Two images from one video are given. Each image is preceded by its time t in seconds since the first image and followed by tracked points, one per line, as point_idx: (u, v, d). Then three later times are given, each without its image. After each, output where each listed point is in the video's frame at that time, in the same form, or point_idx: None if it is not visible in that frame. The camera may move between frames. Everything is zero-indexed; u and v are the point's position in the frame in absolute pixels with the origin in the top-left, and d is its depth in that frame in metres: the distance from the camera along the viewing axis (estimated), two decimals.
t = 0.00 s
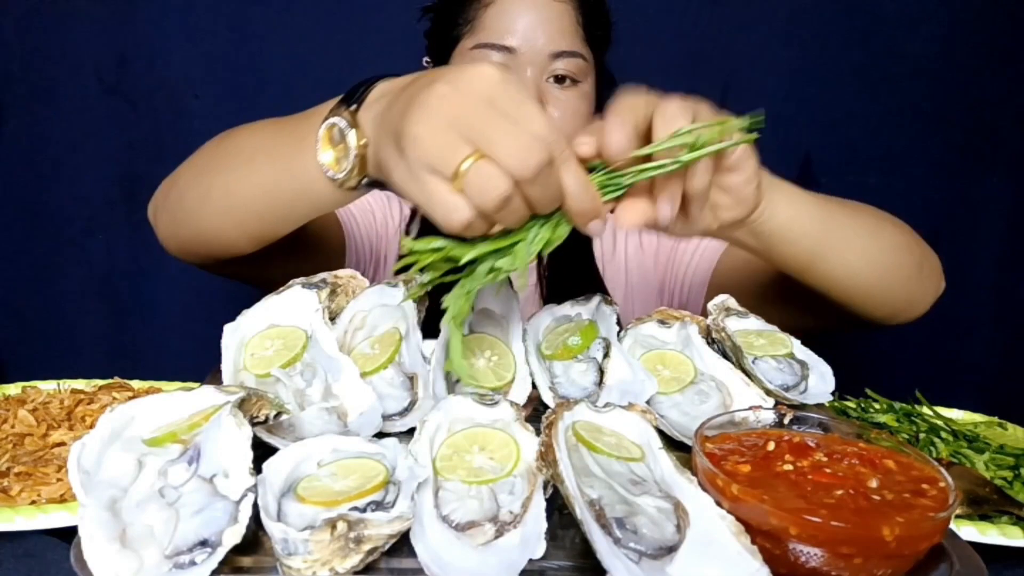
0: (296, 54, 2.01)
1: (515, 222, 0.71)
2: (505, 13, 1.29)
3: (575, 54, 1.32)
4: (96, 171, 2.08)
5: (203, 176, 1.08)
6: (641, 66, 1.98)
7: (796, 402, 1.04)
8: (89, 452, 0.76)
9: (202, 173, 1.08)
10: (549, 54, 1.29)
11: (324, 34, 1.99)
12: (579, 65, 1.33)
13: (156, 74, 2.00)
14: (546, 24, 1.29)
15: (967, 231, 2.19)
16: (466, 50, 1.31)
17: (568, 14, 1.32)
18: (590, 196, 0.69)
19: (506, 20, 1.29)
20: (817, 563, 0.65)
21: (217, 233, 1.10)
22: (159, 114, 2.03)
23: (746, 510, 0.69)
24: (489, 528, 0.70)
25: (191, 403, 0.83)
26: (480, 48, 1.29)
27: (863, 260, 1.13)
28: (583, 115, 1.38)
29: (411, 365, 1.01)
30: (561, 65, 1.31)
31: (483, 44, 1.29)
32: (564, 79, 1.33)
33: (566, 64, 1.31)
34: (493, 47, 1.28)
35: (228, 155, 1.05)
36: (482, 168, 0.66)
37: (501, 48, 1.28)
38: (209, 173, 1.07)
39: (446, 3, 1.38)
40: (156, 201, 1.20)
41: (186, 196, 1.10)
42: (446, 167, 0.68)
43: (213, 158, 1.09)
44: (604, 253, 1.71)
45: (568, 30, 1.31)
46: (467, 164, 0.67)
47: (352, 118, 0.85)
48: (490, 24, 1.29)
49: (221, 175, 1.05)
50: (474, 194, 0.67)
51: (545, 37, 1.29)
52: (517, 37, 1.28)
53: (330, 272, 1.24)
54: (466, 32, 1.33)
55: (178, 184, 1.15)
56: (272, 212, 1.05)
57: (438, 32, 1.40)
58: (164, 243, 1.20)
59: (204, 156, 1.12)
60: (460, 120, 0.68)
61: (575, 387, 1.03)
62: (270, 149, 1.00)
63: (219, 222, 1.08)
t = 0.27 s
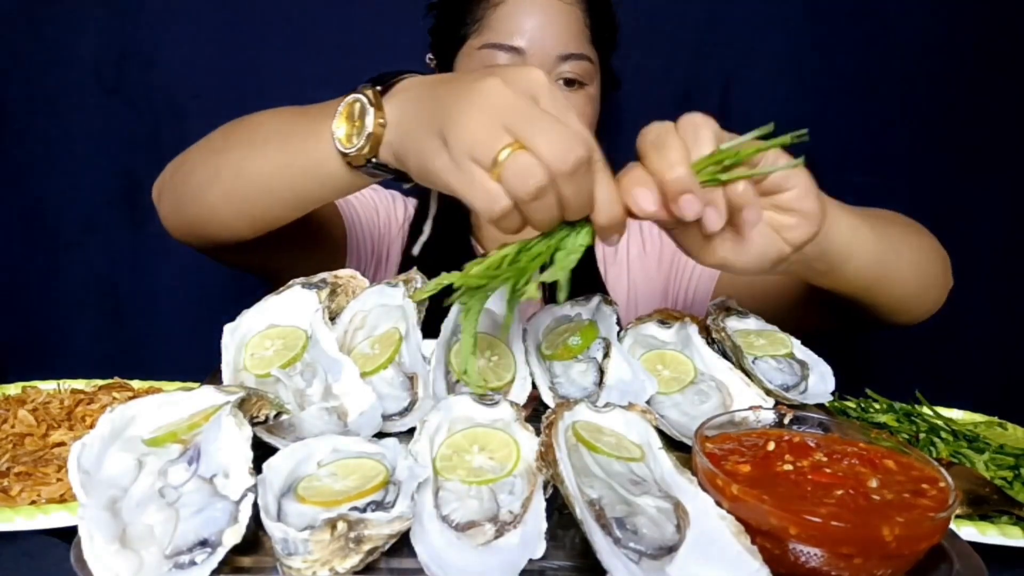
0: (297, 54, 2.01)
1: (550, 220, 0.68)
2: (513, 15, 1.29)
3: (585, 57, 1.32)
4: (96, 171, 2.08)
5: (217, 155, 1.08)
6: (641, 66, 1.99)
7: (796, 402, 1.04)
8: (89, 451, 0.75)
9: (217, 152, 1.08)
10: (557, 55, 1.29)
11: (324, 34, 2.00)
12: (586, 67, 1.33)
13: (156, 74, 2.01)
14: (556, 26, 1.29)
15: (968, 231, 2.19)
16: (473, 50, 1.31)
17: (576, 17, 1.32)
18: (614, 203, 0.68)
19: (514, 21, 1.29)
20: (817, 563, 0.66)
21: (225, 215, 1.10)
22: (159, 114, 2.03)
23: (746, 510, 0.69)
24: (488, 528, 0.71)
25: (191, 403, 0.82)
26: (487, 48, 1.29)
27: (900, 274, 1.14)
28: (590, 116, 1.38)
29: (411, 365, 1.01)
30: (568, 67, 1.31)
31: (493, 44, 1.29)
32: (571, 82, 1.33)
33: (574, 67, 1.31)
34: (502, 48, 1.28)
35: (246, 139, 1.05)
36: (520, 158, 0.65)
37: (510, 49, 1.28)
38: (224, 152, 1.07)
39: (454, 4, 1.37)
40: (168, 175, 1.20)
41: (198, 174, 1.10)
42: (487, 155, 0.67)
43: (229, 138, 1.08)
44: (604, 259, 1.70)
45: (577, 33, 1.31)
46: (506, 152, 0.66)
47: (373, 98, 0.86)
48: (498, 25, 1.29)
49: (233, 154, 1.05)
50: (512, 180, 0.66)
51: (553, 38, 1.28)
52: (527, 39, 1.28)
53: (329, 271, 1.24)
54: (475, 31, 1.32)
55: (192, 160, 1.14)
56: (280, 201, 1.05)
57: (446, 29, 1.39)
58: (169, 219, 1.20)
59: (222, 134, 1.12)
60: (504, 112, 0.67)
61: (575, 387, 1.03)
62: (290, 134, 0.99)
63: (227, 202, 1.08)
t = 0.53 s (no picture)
0: (297, 54, 2.01)
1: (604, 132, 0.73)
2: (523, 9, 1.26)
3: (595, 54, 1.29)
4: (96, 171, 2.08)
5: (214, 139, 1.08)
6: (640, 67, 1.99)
7: (796, 402, 1.04)
8: (89, 452, 0.75)
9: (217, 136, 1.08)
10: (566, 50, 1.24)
11: (323, 34, 2.00)
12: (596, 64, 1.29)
13: (156, 74, 2.01)
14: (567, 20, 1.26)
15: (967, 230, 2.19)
16: (483, 42, 1.27)
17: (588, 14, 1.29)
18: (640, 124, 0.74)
19: (524, 16, 1.25)
20: (817, 563, 0.66)
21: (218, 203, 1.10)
22: (159, 114, 2.04)
23: (746, 510, 0.69)
24: (488, 528, 0.71)
25: (191, 403, 0.82)
26: (497, 41, 1.24)
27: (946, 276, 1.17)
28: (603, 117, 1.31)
29: (411, 365, 1.02)
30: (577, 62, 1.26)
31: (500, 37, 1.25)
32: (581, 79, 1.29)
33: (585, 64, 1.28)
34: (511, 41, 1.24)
35: (248, 125, 1.06)
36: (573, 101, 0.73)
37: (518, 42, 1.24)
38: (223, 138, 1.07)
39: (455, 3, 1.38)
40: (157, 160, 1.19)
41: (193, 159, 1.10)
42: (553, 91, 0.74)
43: (231, 123, 1.08)
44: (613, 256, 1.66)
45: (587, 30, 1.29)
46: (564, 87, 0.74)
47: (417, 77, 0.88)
48: (507, 19, 1.26)
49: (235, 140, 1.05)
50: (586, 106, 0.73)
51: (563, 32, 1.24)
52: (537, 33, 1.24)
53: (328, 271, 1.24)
54: (482, 25, 1.29)
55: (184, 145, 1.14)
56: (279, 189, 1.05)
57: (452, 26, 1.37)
58: (155, 208, 1.19)
59: (220, 120, 1.12)
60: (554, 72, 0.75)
61: (575, 387, 1.02)
62: (298, 122, 1.01)
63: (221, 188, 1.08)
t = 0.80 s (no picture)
0: (296, 53, 2.01)
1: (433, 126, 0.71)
2: None
3: (594, 39, 1.28)
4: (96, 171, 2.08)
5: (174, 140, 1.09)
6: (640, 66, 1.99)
7: (796, 402, 1.04)
8: (89, 451, 0.75)
9: (179, 135, 1.09)
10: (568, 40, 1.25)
11: (324, 34, 2.00)
12: (597, 53, 1.29)
13: (156, 74, 2.01)
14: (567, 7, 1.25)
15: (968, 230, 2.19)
16: (481, 32, 1.28)
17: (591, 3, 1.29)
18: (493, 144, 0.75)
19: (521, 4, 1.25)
20: (816, 563, 0.66)
21: (176, 200, 1.10)
22: (158, 114, 2.04)
23: (746, 510, 0.69)
24: (488, 528, 0.71)
25: (191, 403, 0.82)
26: (495, 30, 1.26)
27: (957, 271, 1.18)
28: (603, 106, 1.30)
29: (411, 365, 1.02)
30: (579, 52, 1.27)
31: (502, 25, 1.25)
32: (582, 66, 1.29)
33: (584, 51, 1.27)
34: (513, 29, 1.25)
35: (215, 126, 1.07)
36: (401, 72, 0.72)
37: (521, 31, 1.24)
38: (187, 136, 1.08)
39: None
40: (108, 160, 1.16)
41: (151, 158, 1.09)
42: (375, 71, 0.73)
43: (188, 126, 1.09)
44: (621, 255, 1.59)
45: (587, 16, 1.27)
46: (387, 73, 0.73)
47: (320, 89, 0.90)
48: (505, 8, 1.26)
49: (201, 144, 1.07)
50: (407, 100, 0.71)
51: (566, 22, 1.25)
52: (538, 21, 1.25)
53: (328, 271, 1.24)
54: (483, 13, 1.29)
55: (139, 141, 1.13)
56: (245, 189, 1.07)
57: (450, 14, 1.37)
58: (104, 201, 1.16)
59: (173, 123, 1.12)
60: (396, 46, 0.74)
61: (575, 387, 1.02)
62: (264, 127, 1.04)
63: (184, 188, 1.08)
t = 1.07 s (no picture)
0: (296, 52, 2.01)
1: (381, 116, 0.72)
2: None
3: (592, 38, 1.27)
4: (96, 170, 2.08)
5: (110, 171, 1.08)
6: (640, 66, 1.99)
7: (796, 402, 1.04)
8: (89, 452, 0.75)
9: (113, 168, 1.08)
10: (565, 38, 1.24)
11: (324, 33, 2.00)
12: (594, 51, 1.28)
13: (156, 74, 2.01)
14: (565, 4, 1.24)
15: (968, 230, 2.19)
16: (478, 34, 1.28)
17: None
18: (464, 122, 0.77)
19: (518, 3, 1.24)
20: (817, 563, 0.65)
21: (123, 234, 1.09)
22: (158, 114, 2.03)
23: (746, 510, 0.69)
24: (488, 528, 0.71)
25: (191, 403, 0.82)
26: (491, 32, 1.25)
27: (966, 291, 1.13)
28: (601, 108, 1.30)
29: (411, 365, 1.02)
30: (576, 51, 1.26)
31: (499, 25, 1.25)
32: (580, 66, 1.28)
33: (582, 51, 1.26)
34: (509, 29, 1.24)
35: (141, 156, 1.06)
36: (342, 68, 0.73)
37: (516, 31, 1.24)
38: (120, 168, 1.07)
39: None
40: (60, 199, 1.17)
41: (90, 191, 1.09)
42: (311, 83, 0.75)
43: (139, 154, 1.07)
44: (626, 257, 1.57)
45: (586, 15, 1.26)
46: (325, 76, 0.74)
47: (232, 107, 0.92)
48: (502, 8, 1.25)
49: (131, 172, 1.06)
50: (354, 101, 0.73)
51: (563, 20, 1.24)
52: (535, 20, 1.23)
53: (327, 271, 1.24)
54: (480, 12, 1.29)
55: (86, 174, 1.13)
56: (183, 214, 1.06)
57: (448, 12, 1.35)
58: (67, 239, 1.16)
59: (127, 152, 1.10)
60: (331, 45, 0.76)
61: (575, 387, 1.03)
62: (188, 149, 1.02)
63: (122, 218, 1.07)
